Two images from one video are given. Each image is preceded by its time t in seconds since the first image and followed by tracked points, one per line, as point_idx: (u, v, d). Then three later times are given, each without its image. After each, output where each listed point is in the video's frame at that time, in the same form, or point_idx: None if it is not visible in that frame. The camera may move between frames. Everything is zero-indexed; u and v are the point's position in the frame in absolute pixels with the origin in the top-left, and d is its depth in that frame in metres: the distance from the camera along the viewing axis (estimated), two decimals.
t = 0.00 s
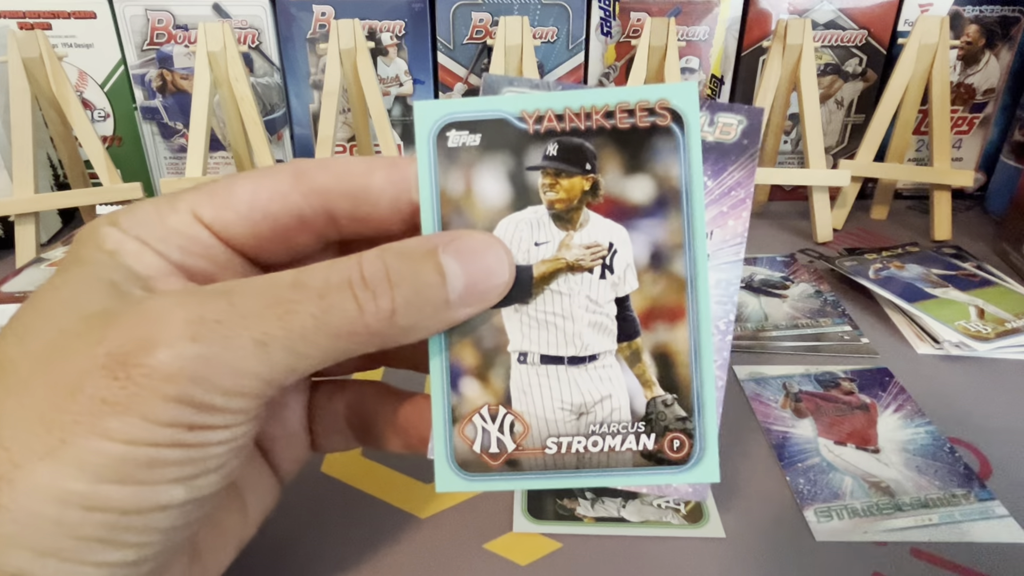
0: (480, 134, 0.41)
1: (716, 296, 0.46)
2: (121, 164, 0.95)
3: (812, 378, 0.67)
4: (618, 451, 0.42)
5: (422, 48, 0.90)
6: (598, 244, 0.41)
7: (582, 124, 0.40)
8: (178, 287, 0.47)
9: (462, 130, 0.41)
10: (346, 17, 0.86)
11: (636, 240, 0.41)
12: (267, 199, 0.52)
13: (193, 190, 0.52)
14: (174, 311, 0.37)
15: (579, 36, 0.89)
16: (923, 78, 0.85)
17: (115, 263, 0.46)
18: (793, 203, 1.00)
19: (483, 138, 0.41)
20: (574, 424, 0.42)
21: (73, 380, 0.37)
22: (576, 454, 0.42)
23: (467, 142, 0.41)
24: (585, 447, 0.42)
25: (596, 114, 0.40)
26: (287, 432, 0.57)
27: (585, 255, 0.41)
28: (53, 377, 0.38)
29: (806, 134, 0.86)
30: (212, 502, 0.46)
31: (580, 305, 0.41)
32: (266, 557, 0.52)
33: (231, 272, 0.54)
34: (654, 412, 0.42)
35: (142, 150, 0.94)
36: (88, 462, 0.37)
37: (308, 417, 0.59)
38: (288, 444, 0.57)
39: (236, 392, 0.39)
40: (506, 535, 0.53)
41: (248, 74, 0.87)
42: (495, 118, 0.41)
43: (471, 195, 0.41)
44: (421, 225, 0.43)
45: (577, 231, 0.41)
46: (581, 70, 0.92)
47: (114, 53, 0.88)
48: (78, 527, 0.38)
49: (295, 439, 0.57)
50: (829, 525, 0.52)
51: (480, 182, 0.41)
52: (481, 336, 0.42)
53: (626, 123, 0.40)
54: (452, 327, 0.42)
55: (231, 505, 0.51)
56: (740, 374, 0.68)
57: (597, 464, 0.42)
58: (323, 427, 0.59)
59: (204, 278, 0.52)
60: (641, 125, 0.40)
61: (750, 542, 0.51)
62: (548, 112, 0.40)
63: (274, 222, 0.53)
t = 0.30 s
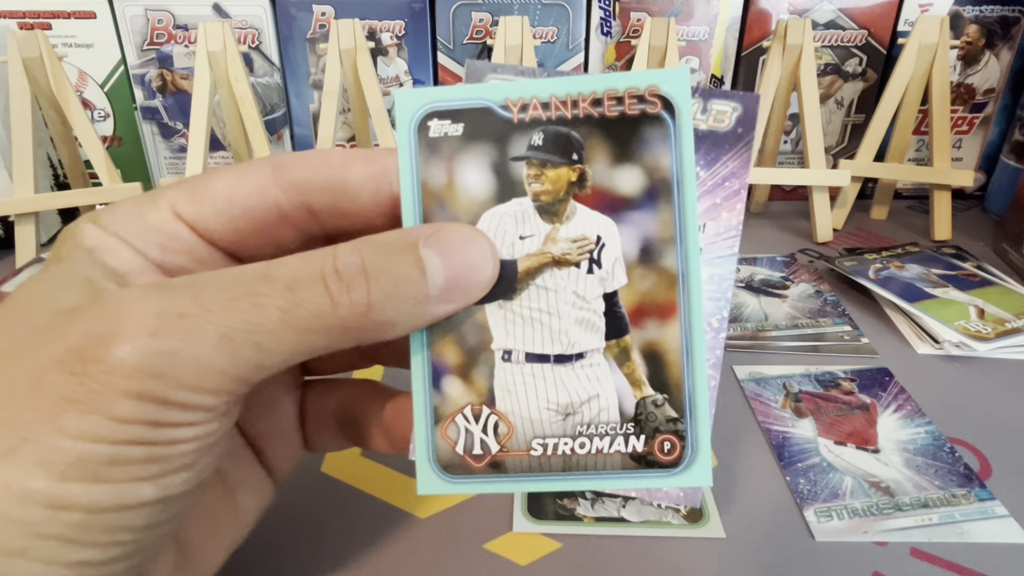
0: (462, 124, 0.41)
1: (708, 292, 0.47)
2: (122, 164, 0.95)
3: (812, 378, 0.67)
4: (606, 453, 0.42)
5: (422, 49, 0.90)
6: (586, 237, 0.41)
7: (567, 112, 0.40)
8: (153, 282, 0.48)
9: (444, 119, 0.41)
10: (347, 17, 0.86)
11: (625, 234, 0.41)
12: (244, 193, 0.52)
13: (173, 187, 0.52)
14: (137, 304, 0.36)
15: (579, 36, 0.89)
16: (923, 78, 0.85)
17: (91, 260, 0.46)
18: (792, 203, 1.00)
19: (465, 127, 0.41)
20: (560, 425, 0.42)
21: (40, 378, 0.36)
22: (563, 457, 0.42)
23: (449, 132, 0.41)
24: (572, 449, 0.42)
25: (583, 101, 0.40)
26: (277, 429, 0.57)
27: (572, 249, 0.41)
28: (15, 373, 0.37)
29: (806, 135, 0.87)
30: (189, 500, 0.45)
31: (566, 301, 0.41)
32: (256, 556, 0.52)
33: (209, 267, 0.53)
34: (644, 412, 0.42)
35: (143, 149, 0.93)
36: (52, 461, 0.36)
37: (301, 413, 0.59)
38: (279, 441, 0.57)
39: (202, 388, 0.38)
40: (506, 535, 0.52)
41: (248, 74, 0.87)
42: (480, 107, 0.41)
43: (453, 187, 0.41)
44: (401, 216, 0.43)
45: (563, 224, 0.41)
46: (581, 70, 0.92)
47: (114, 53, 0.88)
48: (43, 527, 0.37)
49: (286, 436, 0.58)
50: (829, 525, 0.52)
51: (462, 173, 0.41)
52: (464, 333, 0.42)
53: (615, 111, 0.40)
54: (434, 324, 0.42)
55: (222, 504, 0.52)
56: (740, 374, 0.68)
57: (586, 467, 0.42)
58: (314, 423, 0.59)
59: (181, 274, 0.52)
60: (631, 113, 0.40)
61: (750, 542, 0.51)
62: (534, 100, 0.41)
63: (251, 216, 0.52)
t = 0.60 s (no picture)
0: (464, 119, 0.41)
1: (713, 293, 0.47)
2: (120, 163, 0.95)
3: (812, 377, 0.67)
4: (607, 455, 0.42)
5: (422, 48, 0.90)
6: (588, 236, 0.41)
7: (571, 108, 0.40)
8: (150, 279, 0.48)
9: (445, 114, 0.41)
10: (347, 17, 0.86)
11: (629, 233, 0.41)
12: (243, 190, 0.52)
13: (172, 182, 0.52)
14: (130, 301, 0.36)
15: (579, 36, 0.90)
16: (922, 79, 0.85)
17: (88, 257, 0.46)
18: (792, 203, 1.00)
19: (467, 122, 0.41)
20: (561, 427, 0.42)
21: (35, 376, 0.36)
22: (563, 458, 0.42)
23: (450, 127, 0.41)
24: (573, 451, 0.42)
25: (587, 97, 0.40)
26: (277, 428, 0.57)
27: (574, 248, 0.41)
28: (11, 370, 0.37)
29: (806, 135, 0.87)
30: (185, 498, 0.45)
31: (569, 301, 0.41)
32: (255, 556, 0.52)
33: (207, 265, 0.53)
34: (646, 415, 0.42)
35: (142, 149, 0.93)
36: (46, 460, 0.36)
37: (302, 412, 0.59)
38: (279, 439, 0.57)
39: (196, 386, 0.38)
40: (505, 535, 0.52)
41: (247, 73, 0.87)
42: (482, 102, 0.41)
43: (454, 184, 0.41)
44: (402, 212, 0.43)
45: (566, 223, 0.41)
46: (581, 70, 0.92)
47: (114, 53, 0.88)
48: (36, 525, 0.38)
49: (286, 434, 0.57)
50: (829, 525, 0.52)
51: (464, 170, 0.41)
52: (464, 333, 0.42)
53: (620, 108, 0.40)
54: (434, 323, 0.42)
55: (221, 504, 0.52)
56: (739, 374, 0.68)
57: (586, 469, 0.42)
58: (314, 423, 0.59)
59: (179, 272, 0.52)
60: (635, 109, 0.40)
61: (749, 542, 0.51)
62: (537, 96, 0.40)
63: (249, 214, 0.52)
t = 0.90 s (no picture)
0: (461, 119, 0.41)
1: (712, 294, 0.47)
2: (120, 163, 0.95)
3: (812, 378, 0.67)
4: (606, 454, 0.42)
5: (422, 48, 0.90)
6: (586, 236, 0.41)
7: (568, 108, 0.40)
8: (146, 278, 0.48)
9: (441, 114, 0.41)
10: (347, 17, 0.86)
11: (627, 233, 0.41)
12: (242, 190, 0.52)
13: (171, 182, 0.52)
14: (127, 301, 0.36)
15: (579, 36, 0.90)
16: (922, 78, 0.85)
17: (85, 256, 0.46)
18: (792, 203, 1.00)
19: (463, 122, 0.41)
20: (560, 427, 0.42)
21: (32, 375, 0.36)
22: (562, 459, 0.42)
23: (446, 128, 0.41)
24: (572, 451, 0.42)
25: (584, 96, 0.40)
26: (276, 427, 0.57)
27: (572, 248, 0.41)
28: (8, 370, 0.37)
29: (806, 135, 0.87)
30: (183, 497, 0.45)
31: (567, 301, 0.41)
32: (255, 556, 0.52)
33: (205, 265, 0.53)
34: (645, 415, 0.42)
35: (142, 149, 0.93)
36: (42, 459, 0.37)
37: (302, 412, 0.59)
38: (279, 439, 0.57)
39: (192, 386, 0.38)
40: (505, 535, 0.52)
41: (247, 73, 0.87)
42: (478, 102, 0.41)
43: (451, 184, 0.41)
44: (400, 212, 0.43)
45: (564, 223, 0.41)
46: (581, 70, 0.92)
47: (114, 53, 0.88)
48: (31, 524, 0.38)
49: (286, 434, 0.57)
50: (829, 525, 0.52)
51: (460, 170, 0.41)
52: (462, 333, 0.42)
53: (617, 107, 0.40)
54: (432, 323, 0.42)
55: (220, 502, 0.52)
56: (739, 374, 0.68)
57: (585, 469, 0.42)
58: (314, 422, 0.58)
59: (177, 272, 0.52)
60: (632, 108, 0.40)
61: (749, 542, 0.51)
62: (533, 96, 0.40)
63: (248, 214, 0.52)
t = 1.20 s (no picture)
0: (463, 119, 0.41)
1: (716, 297, 0.47)
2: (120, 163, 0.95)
3: (812, 377, 0.67)
4: (607, 459, 0.42)
5: (422, 49, 0.90)
6: (589, 238, 0.41)
7: (573, 108, 0.40)
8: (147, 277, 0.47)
9: (445, 114, 0.41)
10: (346, 17, 0.86)
11: (630, 235, 0.41)
12: (242, 189, 0.52)
13: (171, 181, 0.52)
14: (123, 300, 0.36)
15: (579, 36, 0.90)
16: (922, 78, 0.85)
17: (82, 255, 0.46)
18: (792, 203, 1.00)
19: (466, 122, 0.41)
20: (560, 430, 0.42)
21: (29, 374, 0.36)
22: (563, 462, 0.42)
23: (449, 127, 0.41)
24: (572, 454, 0.42)
25: (589, 96, 0.40)
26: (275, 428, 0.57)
27: (575, 249, 0.41)
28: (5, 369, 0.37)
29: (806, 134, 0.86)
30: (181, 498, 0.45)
31: (569, 304, 0.41)
32: (251, 556, 0.52)
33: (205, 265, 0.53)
34: (646, 419, 0.42)
35: (142, 150, 0.93)
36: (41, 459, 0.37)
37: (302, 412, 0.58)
38: (277, 439, 0.57)
39: (191, 386, 0.38)
40: (505, 535, 0.52)
41: (247, 73, 0.87)
42: (482, 102, 0.41)
43: (454, 185, 0.41)
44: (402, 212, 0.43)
45: (567, 224, 0.41)
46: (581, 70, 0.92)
47: (114, 53, 0.88)
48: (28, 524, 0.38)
49: (285, 435, 0.57)
50: (829, 525, 0.52)
51: (463, 170, 0.41)
52: (463, 335, 0.42)
53: (622, 108, 0.40)
54: (433, 324, 0.42)
55: (220, 503, 0.52)
56: (739, 374, 0.68)
57: (586, 472, 0.42)
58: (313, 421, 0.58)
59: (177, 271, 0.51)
60: (637, 109, 0.40)
61: (749, 542, 0.51)
62: (538, 96, 0.40)
63: (247, 212, 0.52)
